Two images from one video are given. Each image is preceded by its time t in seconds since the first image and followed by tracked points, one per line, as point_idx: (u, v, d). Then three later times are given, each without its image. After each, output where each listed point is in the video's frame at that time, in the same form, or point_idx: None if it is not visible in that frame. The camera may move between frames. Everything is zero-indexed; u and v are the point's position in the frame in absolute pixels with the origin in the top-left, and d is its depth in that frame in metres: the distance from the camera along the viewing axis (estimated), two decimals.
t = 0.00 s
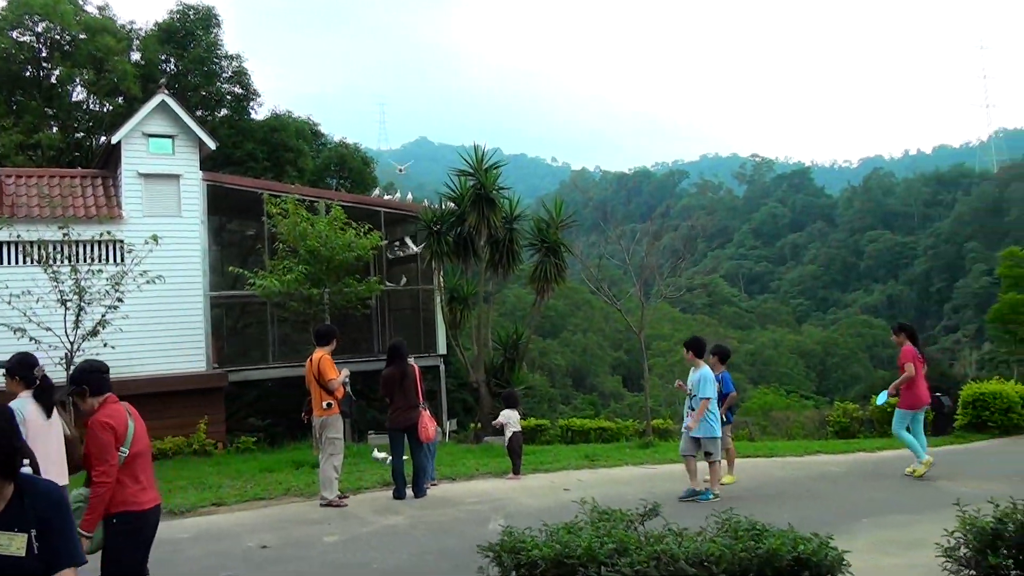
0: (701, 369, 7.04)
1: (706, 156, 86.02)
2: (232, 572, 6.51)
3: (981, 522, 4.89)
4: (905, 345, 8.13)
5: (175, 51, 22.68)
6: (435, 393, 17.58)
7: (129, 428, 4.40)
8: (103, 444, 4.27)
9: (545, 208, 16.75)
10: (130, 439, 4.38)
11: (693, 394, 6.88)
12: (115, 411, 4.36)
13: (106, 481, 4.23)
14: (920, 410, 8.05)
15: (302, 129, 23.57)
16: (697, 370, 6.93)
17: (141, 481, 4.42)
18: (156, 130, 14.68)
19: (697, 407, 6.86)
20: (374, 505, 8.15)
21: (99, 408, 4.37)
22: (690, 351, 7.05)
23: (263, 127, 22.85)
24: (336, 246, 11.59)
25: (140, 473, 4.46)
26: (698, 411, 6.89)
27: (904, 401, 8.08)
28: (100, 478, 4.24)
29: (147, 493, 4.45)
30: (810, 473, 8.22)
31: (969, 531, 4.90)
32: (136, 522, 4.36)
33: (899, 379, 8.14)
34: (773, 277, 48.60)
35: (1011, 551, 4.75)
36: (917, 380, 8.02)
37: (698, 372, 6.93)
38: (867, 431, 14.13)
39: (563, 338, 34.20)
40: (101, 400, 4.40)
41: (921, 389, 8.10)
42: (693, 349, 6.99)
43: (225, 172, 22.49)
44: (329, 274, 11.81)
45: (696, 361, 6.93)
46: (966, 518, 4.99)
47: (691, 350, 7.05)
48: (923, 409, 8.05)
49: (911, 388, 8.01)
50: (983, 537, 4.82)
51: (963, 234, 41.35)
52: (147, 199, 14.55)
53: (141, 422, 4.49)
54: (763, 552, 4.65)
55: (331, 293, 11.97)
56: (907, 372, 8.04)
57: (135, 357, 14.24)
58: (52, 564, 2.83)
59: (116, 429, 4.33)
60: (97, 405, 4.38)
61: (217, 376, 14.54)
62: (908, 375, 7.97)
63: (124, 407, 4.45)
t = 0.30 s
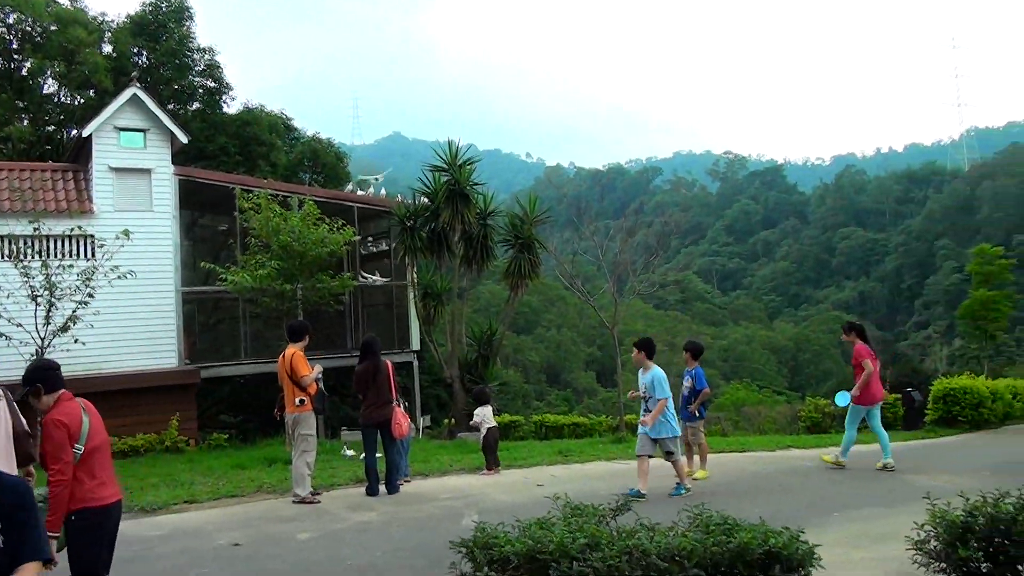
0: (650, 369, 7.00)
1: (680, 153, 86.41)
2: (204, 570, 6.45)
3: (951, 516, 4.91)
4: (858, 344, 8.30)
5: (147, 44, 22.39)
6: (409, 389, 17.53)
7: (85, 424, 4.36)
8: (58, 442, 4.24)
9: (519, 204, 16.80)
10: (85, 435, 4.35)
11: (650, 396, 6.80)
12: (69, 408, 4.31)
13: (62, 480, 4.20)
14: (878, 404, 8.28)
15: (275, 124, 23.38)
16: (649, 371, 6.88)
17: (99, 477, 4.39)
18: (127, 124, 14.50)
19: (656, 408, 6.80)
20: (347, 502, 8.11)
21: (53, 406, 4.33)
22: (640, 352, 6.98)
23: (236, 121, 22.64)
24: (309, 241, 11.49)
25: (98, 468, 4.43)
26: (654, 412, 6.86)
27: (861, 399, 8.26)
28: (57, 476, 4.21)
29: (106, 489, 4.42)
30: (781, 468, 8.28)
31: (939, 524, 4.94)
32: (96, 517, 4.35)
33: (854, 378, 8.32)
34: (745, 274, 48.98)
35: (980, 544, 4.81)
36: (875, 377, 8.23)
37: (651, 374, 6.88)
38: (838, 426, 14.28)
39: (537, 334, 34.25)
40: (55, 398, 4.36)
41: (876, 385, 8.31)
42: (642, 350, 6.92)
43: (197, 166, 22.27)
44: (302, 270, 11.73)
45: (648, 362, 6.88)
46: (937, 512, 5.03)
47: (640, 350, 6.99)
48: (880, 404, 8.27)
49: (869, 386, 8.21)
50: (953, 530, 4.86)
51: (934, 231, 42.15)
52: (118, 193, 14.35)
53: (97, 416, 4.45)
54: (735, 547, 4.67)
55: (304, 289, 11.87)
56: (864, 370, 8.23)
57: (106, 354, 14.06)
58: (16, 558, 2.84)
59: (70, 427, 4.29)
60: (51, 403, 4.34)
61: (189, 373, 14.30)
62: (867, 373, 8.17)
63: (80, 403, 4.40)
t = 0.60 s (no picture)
0: (589, 367, 7.14)
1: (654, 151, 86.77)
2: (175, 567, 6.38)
3: (920, 509, 4.89)
4: (801, 340, 8.31)
5: (118, 36, 22.07)
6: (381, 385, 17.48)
7: (41, 422, 4.35)
8: (17, 437, 4.19)
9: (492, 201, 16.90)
10: (41, 433, 4.35)
11: (599, 393, 7.01)
12: (28, 404, 4.28)
13: (23, 475, 4.18)
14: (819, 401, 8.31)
15: (247, 118, 23.18)
16: (592, 369, 7.04)
17: (52, 476, 4.42)
18: (96, 117, 14.28)
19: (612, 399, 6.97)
20: (318, 498, 8.07)
21: (10, 402, 4.27)
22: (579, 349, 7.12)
23: (207, 115, 22.42)
24: (281, 235, 11.41)
25: (49, 468, 4.45)
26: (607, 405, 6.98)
27: (802, 396, 8.27)
28: (17, 472, 4.18)
29: (57, 489, 4.44)
30: (752, 463, 8.34)
31: (909, 518, 4.91)
32: (48, 517, 4.38)
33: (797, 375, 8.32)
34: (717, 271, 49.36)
35: (948, 539, 4.79)
36: (817, 374, 8.26)
37: (595, 368, 7.01)
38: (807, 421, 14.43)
39: (510, 330, 34.31)
40: (11, 393, 4.30)
41: (818, 382, 8.31)
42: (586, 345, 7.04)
43: (168, 160, 22.00)
44: (274, 266, 11.65)
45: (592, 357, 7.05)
46: (906, 506, 5.01)
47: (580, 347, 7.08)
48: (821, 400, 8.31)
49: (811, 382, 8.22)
50: (922, 524, 4.83)
51: (903, 229, 44.37)
52: (87, 188, 14.15)
53: (52, 416, 4.46)
54: (705, 541, 4.65)
55: (276, 285, 11.80)
56: (806, 367, 8.23)
57: (75, 349, 13.85)
58: None
59: (30, 423, 4.26)
60: (7, 399, 4.28)
61: (160, 368, 14.24)
62: (808, 370, 8.18)
63: (35, 400, 4.38)
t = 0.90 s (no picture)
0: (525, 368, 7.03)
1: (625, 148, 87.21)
2: (142, 565, 6.31)
3: (886, 503, 4.90)
4: (750, 336, 8.36)
5: (86, 27, 21.65)
6: (351, 380, 17.47)
7: None
8: None
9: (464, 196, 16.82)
10: None
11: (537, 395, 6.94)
12: None
13: None
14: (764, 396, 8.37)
15: (216, 111, 23.02)
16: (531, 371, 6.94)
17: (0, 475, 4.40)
18: (64, 109, 14.06)
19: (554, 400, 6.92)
20: (287, 494, 8.01)
21: None
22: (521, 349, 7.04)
23: (177, 108, 22.20)
24: (250, 231, 11.23)
25: None
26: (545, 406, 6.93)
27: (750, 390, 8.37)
28: None
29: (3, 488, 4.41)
30: (720, 457, 8.39)
31: (875, 512, 4.91)
32: None
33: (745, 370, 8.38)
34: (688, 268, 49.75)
35: (913, 531, 4.82)
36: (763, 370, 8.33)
37: (534, 370, 6.92)
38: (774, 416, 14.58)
39: (481, 326, 34.39)
40: None
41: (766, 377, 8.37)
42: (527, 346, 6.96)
43: (136, 153, 21.74)
44: (243, 260, 11.53)
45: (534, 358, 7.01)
46: (872, 500, 5.02)
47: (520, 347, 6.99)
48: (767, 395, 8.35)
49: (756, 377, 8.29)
50: (887, 517, 4.84)
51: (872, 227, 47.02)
52: (54, 180, 13.93)
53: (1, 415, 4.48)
54: (672, 536, 4.66)
55: (244, 279, 11.69)
56: (753, 362, 8.30)
57: (42, 345, 13.65)
58: None
59: None
60: None
61: (127, 363, 14.04)
62: (754, 366, 8.25)
63: None
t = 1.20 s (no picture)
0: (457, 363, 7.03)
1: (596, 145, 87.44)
2: (109, 565, 6.22)
3: (849, 496, 4.90)
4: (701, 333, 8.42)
5: (52, 18, 21.31)
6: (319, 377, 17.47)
7: None
8: None
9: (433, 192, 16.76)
10: None
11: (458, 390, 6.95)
12: None
13: None
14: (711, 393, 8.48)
15: (183, 104, 22.82)
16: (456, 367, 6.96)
17: None
18: (30, 102, 13.86)
19: (460, 399, 6.89)
20: (255, 493, 7.94)
21: None
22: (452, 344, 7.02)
23: (144, 101, 21.94)
24: (216, 226, 11.13)
25: None
26: (459, 404, 6.93)
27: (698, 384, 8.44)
28: None
29: None
30: (686, 453, 8.42)
31: (838, 505, 4.90)
32: None
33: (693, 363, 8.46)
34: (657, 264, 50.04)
35: (879, 524, 4.78)
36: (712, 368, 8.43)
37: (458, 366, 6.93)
38: (742, 412, 14.66)
39: (450, 322, 34.34)
40: None
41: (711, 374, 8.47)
42: (455, 341, 6.91)
43: (102, 146, 21.43)
44: (210, 256, 11.40)
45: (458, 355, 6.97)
46: (836, 494, 5.01)
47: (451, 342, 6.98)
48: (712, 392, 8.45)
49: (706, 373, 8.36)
50: (851, 510, 4.82)
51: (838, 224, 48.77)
52: (19, 174, 13.70)
53: None
54: (637, 532, 4.53)
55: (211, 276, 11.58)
56: (702, 358, 8.37)
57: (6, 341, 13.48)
58: None
59: None
60: None
61: (92, 361, 13.82)
62: (704, 361, 8.33)
63: None
